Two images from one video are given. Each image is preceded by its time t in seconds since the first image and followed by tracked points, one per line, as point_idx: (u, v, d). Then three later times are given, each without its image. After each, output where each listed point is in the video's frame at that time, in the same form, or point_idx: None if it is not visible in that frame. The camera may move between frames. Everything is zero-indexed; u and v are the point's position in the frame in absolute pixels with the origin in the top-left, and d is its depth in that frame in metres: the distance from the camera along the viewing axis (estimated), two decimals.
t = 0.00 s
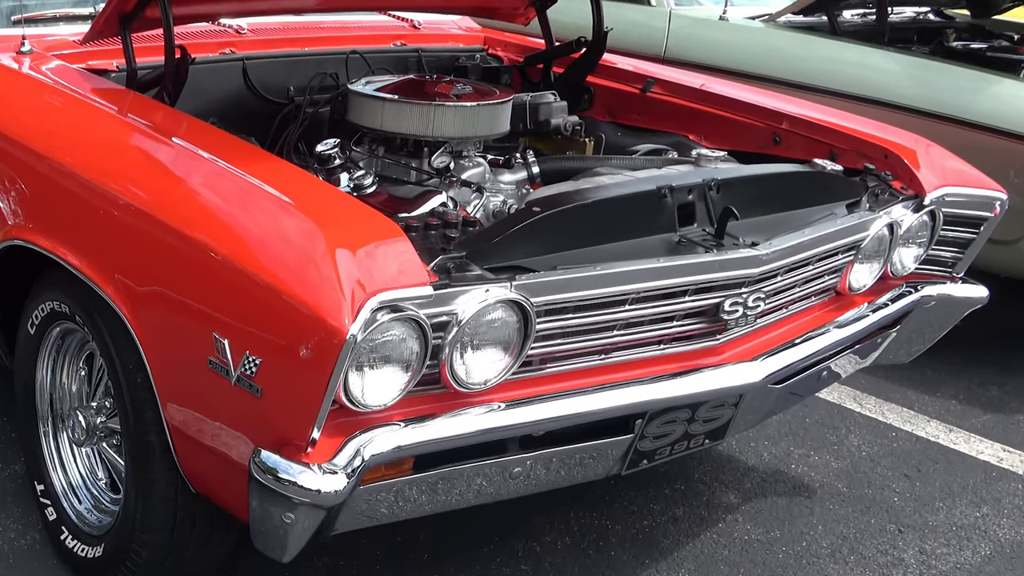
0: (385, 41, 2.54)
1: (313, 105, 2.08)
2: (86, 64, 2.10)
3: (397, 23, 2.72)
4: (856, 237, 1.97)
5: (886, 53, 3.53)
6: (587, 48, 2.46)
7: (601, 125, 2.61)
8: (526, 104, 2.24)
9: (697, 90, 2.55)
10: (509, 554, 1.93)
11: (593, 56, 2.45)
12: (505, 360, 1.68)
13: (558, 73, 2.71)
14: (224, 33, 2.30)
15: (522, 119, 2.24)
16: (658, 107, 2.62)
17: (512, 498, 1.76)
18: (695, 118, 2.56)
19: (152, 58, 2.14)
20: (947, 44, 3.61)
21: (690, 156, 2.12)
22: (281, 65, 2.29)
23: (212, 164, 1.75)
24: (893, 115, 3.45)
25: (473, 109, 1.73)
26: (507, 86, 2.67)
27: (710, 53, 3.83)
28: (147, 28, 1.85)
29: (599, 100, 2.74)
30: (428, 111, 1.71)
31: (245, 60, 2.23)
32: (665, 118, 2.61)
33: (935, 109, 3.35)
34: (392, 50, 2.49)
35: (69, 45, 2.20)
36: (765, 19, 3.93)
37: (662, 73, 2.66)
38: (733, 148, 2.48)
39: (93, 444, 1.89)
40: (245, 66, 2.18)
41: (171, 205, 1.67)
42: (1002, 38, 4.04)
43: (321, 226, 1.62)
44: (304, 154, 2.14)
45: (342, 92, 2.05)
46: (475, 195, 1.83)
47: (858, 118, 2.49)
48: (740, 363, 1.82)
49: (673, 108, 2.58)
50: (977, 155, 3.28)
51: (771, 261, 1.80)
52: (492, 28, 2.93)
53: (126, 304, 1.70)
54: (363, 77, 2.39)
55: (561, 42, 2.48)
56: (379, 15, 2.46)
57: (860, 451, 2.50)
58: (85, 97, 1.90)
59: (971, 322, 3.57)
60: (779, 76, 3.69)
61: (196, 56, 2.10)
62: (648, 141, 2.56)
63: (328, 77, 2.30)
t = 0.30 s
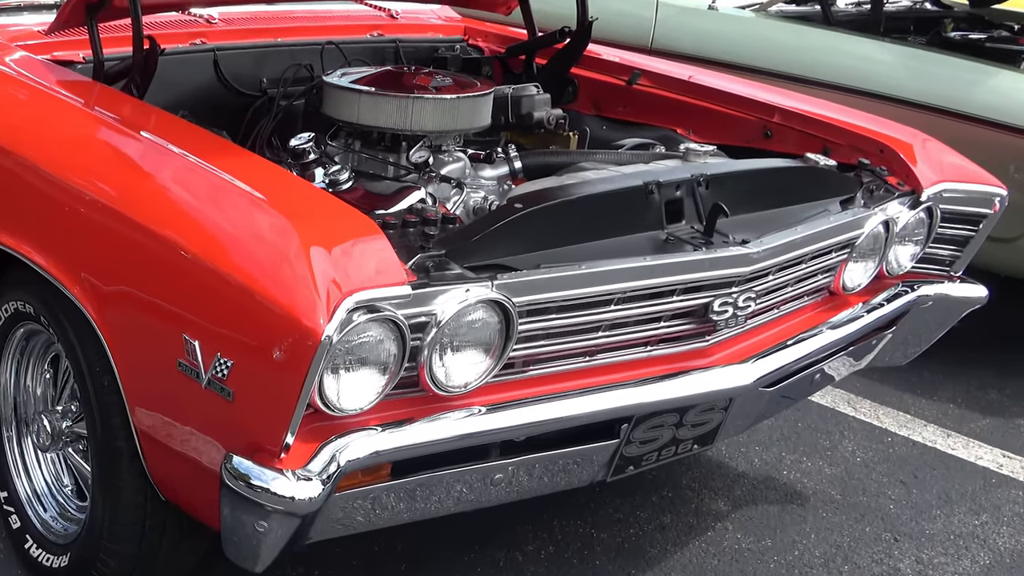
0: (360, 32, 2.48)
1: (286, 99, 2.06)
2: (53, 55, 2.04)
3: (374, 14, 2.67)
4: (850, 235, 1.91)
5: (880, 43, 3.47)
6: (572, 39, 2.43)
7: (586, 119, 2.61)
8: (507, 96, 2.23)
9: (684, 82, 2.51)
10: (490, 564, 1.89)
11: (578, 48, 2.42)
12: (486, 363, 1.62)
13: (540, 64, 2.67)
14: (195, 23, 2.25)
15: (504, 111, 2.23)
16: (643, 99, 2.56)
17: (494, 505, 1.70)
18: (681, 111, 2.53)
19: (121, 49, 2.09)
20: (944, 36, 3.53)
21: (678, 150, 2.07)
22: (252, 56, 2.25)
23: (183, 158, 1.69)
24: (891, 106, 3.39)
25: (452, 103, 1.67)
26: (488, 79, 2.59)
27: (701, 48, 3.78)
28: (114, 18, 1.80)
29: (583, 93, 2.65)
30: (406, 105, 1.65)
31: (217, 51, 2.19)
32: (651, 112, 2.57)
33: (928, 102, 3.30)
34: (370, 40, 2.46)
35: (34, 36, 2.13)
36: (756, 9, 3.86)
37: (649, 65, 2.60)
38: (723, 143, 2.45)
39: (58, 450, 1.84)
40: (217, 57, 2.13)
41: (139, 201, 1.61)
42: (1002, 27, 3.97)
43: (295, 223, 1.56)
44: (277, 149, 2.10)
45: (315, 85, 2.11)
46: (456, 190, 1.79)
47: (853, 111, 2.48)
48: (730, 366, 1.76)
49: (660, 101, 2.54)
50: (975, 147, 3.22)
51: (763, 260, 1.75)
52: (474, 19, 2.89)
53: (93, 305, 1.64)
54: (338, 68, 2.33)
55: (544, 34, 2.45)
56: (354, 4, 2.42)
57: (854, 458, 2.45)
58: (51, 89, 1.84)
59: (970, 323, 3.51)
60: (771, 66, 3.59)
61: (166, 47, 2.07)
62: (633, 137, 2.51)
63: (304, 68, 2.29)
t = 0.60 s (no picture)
0: (336, 22, 2.44)
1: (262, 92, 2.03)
2: (20, 45, 1.98)
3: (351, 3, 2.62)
4: (844, 232, 1.86)
5: (876, 34, 3.41)
6: (556, 30, 2.41)
7: (570, 113, 2.54)
8: (489, 88, 2.26)
9: (672, 74, 2.47)
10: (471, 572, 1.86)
11: (561, 38, 2.43)
12: (468, 365, 1.56)
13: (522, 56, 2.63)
14: (166, 14, 2.20)
15: (484, 104, 2.25)
16: (629, 91, 2.53)
17: (476, 511, 1.64)
18: (667, 104, 2.49)
19: (89, 40, 2.04)
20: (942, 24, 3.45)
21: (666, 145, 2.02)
22: (224, 47, 2.20)
23: (152, 153, 1.64)
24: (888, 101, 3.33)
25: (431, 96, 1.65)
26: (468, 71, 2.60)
27: (692, 42, 3.72)
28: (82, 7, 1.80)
29: (568, 85, 2.63)
30: (384, 98, 1.62)
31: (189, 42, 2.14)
32: (637, 104, 2.53)
33: (924, 93, 3.25)
34: (346, 31, 2.41)
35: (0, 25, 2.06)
36: None
37: (635, 57, 2.57)
38: (711, 137, 2.42)
39: (23, 455, 1.79)
40: (188, 49, 2.10)
41: (106, 197, 1.55)
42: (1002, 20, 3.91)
43: (269, 219, 1.51)
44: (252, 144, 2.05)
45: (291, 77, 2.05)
46: (435, 186, 1.76)
47: (847, 105, 2.44)
48: (720, 368, 1.70)
49: (647, 93, 2.50)
50: (973, 141, 3.17)
51: (754, 258, 1.69)
52: (455, 10, 2.85)
53: (60, 305, 1.58)
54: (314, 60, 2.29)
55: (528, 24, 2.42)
56: None
57: (848, 463, 2.41)
58: (16, 82, 1.79)
59: (968, 323, 3.45)
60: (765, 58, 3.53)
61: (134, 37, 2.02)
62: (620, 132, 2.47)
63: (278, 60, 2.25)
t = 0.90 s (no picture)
0: (313, 12, 2.40)
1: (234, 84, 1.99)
2: None
3: None
4: (838, 230, 1.81)
5: (871, 24, 3.35)
6: (540, 21, 2.36)
7: (555, 106, 2.54)
8: (471, 81, 2.20)
9: (660, 65, 2.42)
10: None
11: (545, 30, 2.37)
12: (451, 368, 1.50)
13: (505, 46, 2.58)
14: (136, 4, 2.15)
15: (467, 97, 2.21)
16: (614, 83, 2.48)
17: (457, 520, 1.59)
18: (654, 97, 2.44)
19: (56, 30, 1.99)
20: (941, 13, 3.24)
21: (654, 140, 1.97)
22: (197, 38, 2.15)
23: (122, 147, 1.59)
24: (886, 95, 3.28)
25: (410, 88, 1.63)
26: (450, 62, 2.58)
27: (685, 36, 3.66)
28: None
29: (552, 78, 2.59)
30: (363, 92, 1.60)
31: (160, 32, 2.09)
32: (621, 97, 2.48)
33: (921, 85, 3.20)
34: (323, 22, 2.38)
35: None
36: None
37: (621, 48, 2.52)
38: (700, 133, 2.36)
39: None
40: (158, 40, 2.04)
41: (75, 193, 1.50)
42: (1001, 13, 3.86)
43: (244, 216, 1.45)
44: (226, 139, 2.02)
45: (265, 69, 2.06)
46: (415, 183, 1.72)
47: (841, 98, 2.40)
48: (709, 370, 1.65)
49: (634, 86, 2.45)
50: (973, 134, 3.11)
51: (746, 257, 1.64)
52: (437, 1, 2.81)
53: (27, 305, 1.53)
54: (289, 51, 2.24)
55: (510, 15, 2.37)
56: None
57: (842, 469, 2.36)
58: None
59: (966, 324, 3.40)
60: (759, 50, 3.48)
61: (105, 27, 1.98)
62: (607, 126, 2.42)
63: (252, 50, 2.16)
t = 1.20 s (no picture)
0: (287, 3, 2.36)
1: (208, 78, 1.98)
2: None
3: None
4: (833, 227, 1.76)
5: (868, 15, 3.30)
6: (524, 9, 2.30)
7: (539, 100, 2.47)
8: (453, 74, 2.19)
9: (649, 57, 2.38)
10: None
11: (529, 21, 2.33)
12: (432, 371, 1.45)
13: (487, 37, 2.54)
14: None
15: (450, 91, 2.19)
16: (601, 76, 2.45)
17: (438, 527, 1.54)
18: (643, 91, 2.40)
19: (25, 21, 1.94)
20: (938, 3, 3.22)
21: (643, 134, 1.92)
22: (170, 29, 2.11)
23: (93, 143, 1.54)
24: (883, 90, 3.23)
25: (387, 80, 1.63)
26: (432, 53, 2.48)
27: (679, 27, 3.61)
28: None
29: (537, 69, 2.55)
30: (339, 85, 1.61)
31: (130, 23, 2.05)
32: (609, 90, 2.45)
33: (919, 79, 3.15)
34: (299, 13, 2.34)
35: None
36: None
37: (608, 40, 2.49)
38: (688, 124, 2.34)
39: None
40: (129, 31, 2.00)
41: (44, 189, 1.45)
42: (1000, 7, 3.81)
43: (219, 213, 1.40)
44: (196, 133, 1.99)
45: (240, 62, 2.03)
46: (396, 179, 1.69)
47: (835, 90, 2.36)
48: (699, 373, 1.60)
49: (623, 79, 2.42)
50: (973, 129, 3.06)
51: (737, 255, 1.60)
52: None
53: None
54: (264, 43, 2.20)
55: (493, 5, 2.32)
56: None
57: (837, 474, 2.31)
58: None
59: (964, 325, 3.35)
60: (754, 42, 3.42)
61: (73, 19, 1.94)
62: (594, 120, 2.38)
63: (226, 42, 2.13)
